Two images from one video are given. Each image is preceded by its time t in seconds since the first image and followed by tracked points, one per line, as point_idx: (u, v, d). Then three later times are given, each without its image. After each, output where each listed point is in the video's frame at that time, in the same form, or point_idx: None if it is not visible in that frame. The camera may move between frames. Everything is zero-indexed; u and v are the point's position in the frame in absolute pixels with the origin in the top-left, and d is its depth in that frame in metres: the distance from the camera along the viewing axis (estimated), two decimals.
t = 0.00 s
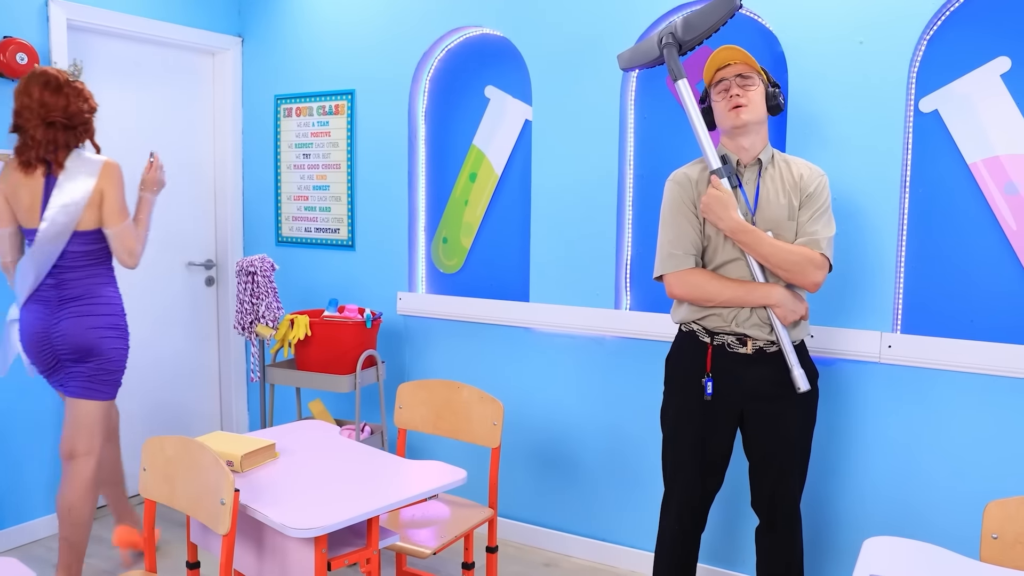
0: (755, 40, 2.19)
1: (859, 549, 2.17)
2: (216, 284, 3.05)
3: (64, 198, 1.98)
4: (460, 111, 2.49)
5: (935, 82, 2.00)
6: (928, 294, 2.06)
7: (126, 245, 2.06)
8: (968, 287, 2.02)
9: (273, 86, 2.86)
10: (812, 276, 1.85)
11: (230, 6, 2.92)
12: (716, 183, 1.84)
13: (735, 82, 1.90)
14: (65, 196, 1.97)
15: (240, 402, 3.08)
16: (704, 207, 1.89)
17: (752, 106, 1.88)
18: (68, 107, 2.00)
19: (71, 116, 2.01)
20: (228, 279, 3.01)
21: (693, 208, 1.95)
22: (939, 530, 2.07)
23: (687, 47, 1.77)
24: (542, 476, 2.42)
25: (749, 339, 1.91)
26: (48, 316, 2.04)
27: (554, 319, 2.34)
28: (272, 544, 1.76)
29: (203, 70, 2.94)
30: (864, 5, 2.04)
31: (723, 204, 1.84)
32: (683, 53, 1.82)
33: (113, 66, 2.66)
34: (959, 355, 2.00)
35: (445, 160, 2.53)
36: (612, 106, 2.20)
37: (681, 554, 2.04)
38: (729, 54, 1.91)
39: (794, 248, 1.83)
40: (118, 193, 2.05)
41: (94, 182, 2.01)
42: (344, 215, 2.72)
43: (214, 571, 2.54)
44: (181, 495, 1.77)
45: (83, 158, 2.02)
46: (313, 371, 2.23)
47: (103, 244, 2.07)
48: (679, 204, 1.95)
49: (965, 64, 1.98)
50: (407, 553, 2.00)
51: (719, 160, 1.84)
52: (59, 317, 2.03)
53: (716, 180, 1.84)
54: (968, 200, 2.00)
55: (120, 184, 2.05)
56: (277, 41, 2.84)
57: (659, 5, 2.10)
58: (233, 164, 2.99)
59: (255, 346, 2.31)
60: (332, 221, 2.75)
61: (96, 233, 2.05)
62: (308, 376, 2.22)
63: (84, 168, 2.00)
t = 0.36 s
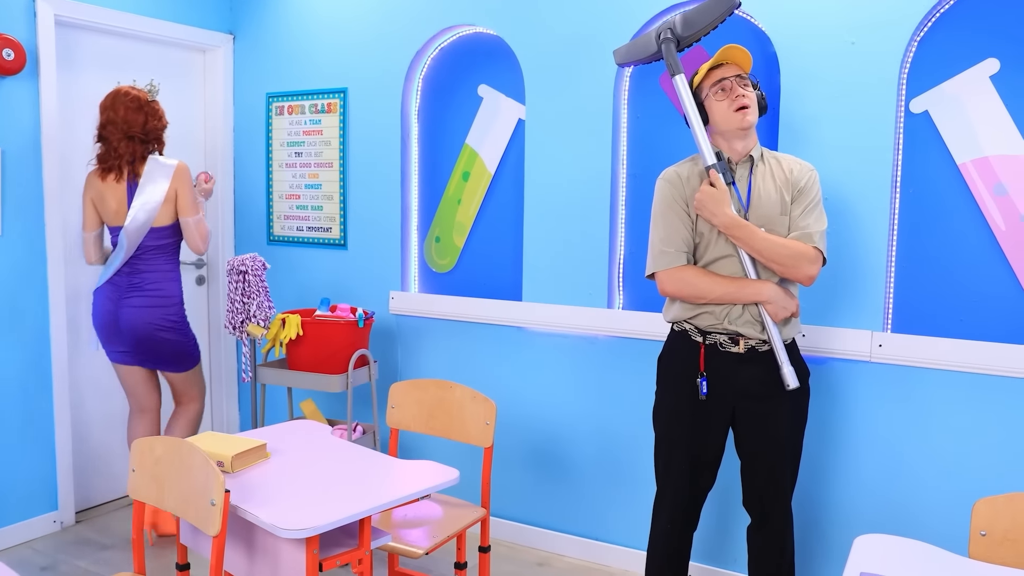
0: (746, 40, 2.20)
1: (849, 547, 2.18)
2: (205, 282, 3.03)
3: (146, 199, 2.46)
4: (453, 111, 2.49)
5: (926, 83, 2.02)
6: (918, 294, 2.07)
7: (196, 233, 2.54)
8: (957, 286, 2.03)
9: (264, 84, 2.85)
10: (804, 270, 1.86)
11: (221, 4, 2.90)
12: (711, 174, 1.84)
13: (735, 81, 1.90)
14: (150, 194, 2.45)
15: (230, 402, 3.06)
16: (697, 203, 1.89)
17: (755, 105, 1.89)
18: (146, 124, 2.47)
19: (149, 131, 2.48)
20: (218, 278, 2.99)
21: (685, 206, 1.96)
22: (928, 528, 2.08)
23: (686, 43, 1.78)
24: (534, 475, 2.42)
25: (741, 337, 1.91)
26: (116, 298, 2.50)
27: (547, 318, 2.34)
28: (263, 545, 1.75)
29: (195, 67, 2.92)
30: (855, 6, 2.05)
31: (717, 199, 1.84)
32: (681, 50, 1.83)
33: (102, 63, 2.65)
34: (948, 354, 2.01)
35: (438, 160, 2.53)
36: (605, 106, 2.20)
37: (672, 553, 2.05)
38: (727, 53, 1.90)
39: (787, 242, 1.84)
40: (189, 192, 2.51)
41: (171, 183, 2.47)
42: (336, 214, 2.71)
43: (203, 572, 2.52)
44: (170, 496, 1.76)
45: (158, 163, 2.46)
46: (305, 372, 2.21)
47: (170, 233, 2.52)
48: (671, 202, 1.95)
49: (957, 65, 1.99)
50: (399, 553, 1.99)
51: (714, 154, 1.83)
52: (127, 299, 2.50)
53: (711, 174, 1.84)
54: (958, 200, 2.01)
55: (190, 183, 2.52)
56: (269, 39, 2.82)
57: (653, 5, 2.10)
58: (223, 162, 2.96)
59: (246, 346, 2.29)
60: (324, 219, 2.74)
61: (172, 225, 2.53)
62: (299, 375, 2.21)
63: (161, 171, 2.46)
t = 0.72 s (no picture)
0: (704, 42, 2.22)
1: (803, 542, 2.21)
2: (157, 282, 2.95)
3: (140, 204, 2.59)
4: (411, 109, 2.47)
5: (877, 86, 2.06)
6: (869, 292, 2.11)
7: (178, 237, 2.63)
8: (906, 285, 2.08)
9: (217, 79, 2.79)
10: (762, 271, 1.88)
11: None
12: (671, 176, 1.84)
13: (688, 85, 1.89)
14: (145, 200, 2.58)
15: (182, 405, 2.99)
16: (657, 204, 1.91)
17: (710, 108, 1.90)
18: (147, 136, 2.62)
19: (149, 143, 2.63)
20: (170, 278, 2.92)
21: (644, 207, 1.97)
22: (879, 521, 2.13)
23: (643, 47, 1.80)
24: (494, 475, 2.41)
25: (699, 336, 1.93)
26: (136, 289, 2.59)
27: (506, 317, 2.33)
28: (218, 550, 1.71)
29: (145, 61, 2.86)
30: (808, 9, 2.09)
31: (678, 202, 1.86)
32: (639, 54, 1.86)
33: (46, 56, 2.58)
34: (900, 351, 2.06)
35: (396, 158, 2.51)
36: (563, 105, 2.20)
37: (631, 551, 2.05)
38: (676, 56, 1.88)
39: (745, 243, 1.86)
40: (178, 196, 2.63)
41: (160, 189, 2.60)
42: (291, 213, 2.66)
43: None
44: (120, 502, 1.71)
45: (152, 171, 2.61)
46: (258, 373, 2.18)
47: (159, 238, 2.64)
48: (630, 203, 1.96)
49: (905, 69, 2.03)
50: (357, 556, 1.97)
51: (672, 157, 1.83)
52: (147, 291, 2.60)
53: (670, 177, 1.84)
54: (907, 200, 2.06)
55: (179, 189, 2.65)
56: (222, 33, 2.76)
57: (610, 5, 2.10)
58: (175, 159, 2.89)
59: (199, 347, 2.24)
60: (278, 218, 2.69)
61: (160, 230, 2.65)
62: (253, 377, 2.16)
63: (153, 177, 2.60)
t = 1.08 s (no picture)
0: (663, 44, 2.24)
1: (758, 539, 2.24)
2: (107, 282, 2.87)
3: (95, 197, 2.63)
4: (368, 107, 2.44)
5: (832, 89, 2.09)
6: (822, 292, 2.15)
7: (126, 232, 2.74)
8: (859, 285, 2.12)
9: (167, 75, 2.72)
10: (720, 272, 1.89)
11: None
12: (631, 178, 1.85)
13: (645, 90, 1.90)
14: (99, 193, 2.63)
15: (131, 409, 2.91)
16: (618, 205, 1.91)
17: (667, 113, 1.92)
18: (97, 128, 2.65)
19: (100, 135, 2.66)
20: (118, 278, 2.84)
21: (604, 208, 1.97)
22: (834, 517, 2.16)
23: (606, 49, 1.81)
24: (454, 477, 2.40)
25: (658, 335, 1.93)
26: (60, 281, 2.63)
27: (466, 318, 2.31)
28: (171, 556, 1.67)
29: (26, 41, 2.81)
30: (764, 12, 2.11)
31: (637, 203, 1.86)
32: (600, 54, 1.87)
33: None
34: (855, 350, 2.09)
35: (352, 157, 2.48)
36: (522, 105, 2.20)
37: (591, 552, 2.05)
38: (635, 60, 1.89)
39: (704, 245, 1.87)
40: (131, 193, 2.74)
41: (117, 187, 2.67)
42: (245, 211, 2.62)
43: None
44: (68, 510, 1.65)
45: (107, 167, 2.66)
46: (210, 373, 2.15)
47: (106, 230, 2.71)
48: (591, 204, 1.96)
49: (857, 73, 2.07)
50: (315, 561, 1.94)
51: (632, 159, 1.85)
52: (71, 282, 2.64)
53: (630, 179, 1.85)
54: (860, 201, 2.09)
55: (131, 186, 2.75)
56: (174, 28, 2.70)
57: (569, 5, 2.11)
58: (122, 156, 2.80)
59: (148, 349, 2.20)
60: (231, 217, 2.65)
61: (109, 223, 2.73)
62: (206, 379, 2.13)
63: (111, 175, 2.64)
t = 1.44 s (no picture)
0: (615, 44, 2.25)
1: (715, 532, 2.27)
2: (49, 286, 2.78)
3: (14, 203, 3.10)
4: (318, 107, 2.42)
5: (781, 89, 2.13)
6: (773, 289, 2.18)
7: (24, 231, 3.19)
8: (808, 281, 2.16)
9: (109, 73, 2.65)
10: (676, 270, 1.91)
11: None
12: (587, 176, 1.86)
13: (602, 91, 1.91)
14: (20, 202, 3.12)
15: (75, 418, 2.82)
16: (575, 204, 1.92)
17: (623, 114, 1.93)
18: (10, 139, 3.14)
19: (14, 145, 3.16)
20: (61, 283, 2.75)
21: (561, 208, 1.98)
22: (788, 509, 2.19)
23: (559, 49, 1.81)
24: (412, 478, 2.38)
25: (616, 333, 1.94)
26: None
27: (423, 318, 2.30)
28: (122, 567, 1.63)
29: None
30: (714, 14, 2.14)
31: (594, 201, 1.87)
32: (556, 55, 1.87)
33: None
34: (808, 345, 2.12)
35: (302, 157, 2.45)
36: (474, 104, 2.19)
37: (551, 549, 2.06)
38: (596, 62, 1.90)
39: (661, 243, 1.89)
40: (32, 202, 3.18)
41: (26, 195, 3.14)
42: (192, 213, 2.57)
43: None
44: (17, 523, 1.60)
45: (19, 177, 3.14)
46: (159, 379, 2.12)
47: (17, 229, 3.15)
48: (548, 203, 1.96)
49: (804, 73, 2.11)
50: (273, 567, 1.90)
51: (589, 158, 1.88)
52: None
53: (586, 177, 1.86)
54: (810, 199, 2.13)
55: None
56: (116, 26, 2.63)
57: (521, 5, 2.12)
58: (61, 158, 2.72)
59: (94, 355, 2.14)
60: (178, 219, 2.60)
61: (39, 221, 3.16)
62: (155, 385, 2.11)
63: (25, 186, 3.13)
